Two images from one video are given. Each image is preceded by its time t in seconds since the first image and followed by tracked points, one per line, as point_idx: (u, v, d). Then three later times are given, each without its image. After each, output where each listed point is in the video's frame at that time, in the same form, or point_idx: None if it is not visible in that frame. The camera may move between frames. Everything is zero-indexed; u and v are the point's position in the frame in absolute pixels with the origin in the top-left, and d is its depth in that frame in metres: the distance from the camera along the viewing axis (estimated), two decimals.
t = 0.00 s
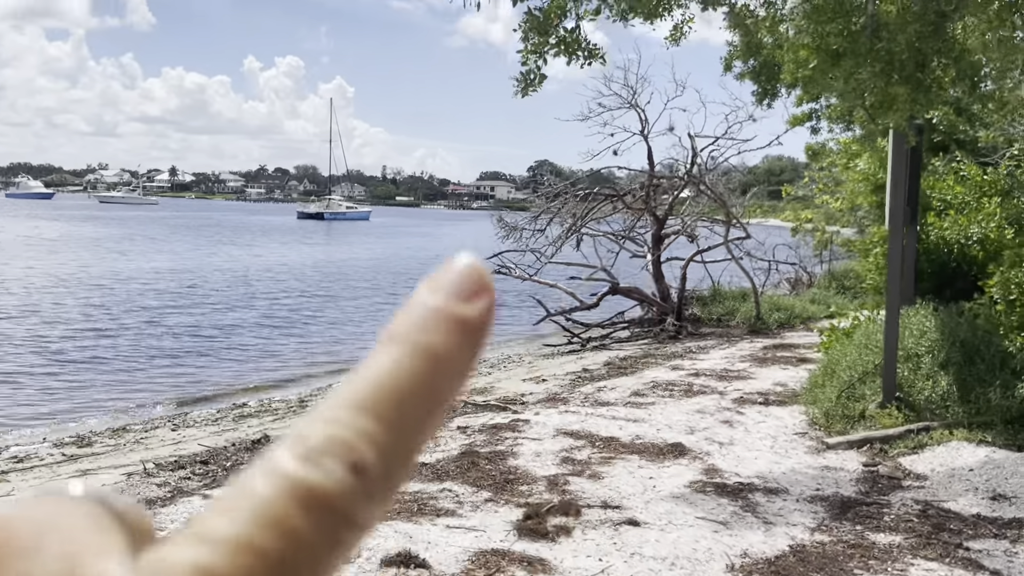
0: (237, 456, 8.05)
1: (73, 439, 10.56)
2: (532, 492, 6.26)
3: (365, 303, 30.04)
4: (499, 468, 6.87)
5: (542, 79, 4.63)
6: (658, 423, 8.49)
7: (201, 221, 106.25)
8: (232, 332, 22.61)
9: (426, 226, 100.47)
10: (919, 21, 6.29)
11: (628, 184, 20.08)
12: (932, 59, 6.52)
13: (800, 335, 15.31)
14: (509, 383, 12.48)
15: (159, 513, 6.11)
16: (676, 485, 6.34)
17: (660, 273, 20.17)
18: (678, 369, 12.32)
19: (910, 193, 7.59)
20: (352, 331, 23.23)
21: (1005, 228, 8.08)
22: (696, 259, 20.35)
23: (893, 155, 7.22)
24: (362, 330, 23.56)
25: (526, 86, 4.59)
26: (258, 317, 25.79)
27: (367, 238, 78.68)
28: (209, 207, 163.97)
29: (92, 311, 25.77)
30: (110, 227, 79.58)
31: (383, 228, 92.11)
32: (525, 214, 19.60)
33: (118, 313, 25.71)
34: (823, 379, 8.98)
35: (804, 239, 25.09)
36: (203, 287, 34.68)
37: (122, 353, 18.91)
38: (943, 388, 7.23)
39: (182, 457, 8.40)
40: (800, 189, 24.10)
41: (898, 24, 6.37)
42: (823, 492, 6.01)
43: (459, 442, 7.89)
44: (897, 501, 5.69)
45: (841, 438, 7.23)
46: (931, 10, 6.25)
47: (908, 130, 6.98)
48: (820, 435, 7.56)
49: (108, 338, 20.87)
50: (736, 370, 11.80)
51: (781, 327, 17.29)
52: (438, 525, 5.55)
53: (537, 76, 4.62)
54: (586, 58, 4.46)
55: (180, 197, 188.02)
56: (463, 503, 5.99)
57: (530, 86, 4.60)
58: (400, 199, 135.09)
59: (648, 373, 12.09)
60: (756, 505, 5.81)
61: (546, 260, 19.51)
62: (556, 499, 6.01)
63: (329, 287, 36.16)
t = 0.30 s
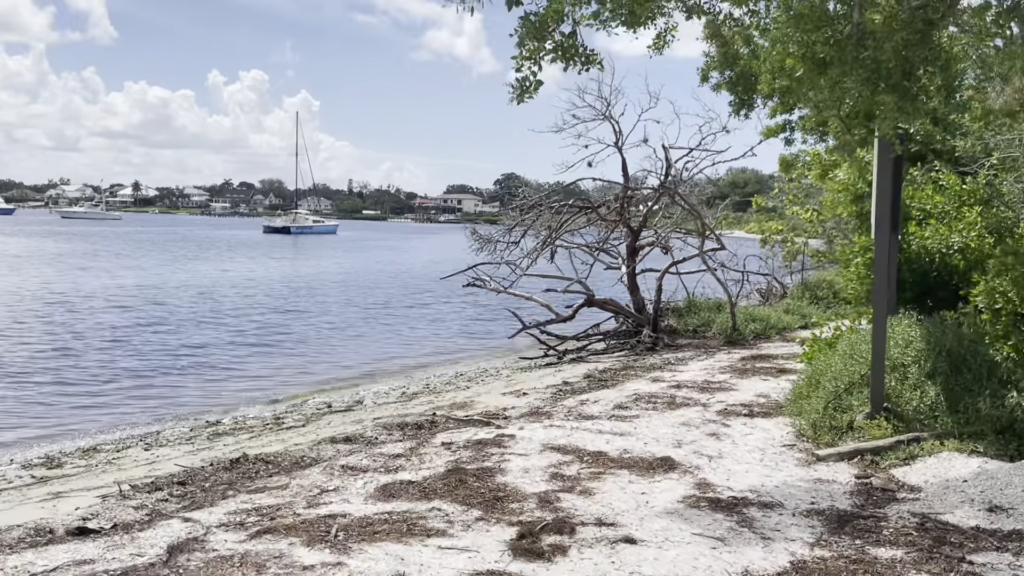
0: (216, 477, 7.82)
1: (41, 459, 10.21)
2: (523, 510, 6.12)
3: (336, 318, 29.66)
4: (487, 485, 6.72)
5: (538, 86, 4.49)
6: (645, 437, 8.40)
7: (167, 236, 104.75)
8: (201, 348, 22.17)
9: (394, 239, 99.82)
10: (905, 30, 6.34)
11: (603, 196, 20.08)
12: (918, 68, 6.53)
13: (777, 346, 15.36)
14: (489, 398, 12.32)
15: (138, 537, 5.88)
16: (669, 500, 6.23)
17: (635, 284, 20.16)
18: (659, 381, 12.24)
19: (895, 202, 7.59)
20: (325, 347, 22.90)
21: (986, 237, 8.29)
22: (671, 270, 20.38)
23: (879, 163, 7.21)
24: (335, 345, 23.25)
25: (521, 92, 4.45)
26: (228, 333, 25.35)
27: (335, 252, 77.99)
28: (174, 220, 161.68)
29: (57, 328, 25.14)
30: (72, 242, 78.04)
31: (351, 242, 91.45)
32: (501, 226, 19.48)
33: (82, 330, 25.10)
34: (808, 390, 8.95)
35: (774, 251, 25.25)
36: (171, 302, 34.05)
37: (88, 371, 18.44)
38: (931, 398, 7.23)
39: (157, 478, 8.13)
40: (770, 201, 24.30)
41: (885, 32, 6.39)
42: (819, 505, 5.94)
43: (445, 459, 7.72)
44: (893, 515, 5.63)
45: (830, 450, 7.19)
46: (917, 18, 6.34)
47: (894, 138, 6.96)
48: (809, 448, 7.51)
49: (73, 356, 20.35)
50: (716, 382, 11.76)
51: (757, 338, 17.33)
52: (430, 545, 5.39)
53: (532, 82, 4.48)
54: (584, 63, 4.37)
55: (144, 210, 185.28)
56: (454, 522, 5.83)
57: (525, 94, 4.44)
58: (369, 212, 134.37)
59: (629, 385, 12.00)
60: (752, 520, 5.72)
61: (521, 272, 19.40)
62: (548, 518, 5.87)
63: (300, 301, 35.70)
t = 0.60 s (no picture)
0: (198, 497, 7.58)
1: (14, 480, 9.89)
2: (519, 529, 5.95)
3: (314, 330, 29.30)
4: (480, 503, 6.55)
5: (541, 92, 4.54)
6: (638, 450, 8.26)
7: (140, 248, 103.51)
8: (177, 362, 21.76)
9: (370, 250, 99.38)
10: (902, 35, 6.33)
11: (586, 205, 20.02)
12: (913, 73, 6.51)
13: (762, 355, 15.32)
14: (475, 411, 12.13)
15: (121, 561, 5.65)
16: (668, 517, 6.08)
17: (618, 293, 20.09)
18: (647, 392, 12.12)
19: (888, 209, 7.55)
20: (304, 360, 22.58)
21: (978, 245, 8.39)
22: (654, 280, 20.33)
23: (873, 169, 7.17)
24: (315, 357, 22.93)
25: (523, 99, 4.48)
26: (205, 346, 24.95)
27: (310, 263, 77.50)
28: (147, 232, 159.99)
29: (28, 344, 24.63)
30: (42, 254, 76.81)
31: (326, 253, 90.92)
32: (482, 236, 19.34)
33: (54, 346, 24.58)
34: (800, 401, 8.87)
35: (754, 259, 25.33)
36: (146, 315, 33.53)
37: (61, 387, 18.02)
38: (928, 409, 7.19)
39: (137, 498, 7.88)
40: (750, 210, 24.41)
41: (882, 37, 6.37)
42: (823, 520, 5.83)
43: (436, 475, 7.53)
44: (899, 529, 5.54)
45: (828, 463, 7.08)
46: (914, 23, 6.32)
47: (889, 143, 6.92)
48: (805, 460, 7.41)
49: (46, 372, 19.89)
50: (705, 392, 11.67)
51: (741, 346, 17.30)
52: (424, 566, 5.24)
53: (534, 89, 4.51)
54: (587, 68, 4.37)
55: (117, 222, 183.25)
56: (449, 543, 5.65)
57: (527, 100, 4.48)
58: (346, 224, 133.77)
59: (617, 397, 11.87)
60: (755, 536, 5.59)
61: (504, 282, 19.25)
62: (546, 536, 5.71)
63: (277, 313, 35.31)
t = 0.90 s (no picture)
0: (188, 512, 7.41)
1: None
2: (518, 543, 5.84)
3: (299, 339, 29.04)
4: (478, 516, 6.44)
5: (543, 97, 4.54)
6: (635, 460, 8.17)
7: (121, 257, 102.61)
8: (161, 373, 21.48)
9: (353, 258, 98.94)
10: (899, 40, 6.37)
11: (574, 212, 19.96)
12: (912, 77, 6.51)
13: (753, 363, 15.30)
14: (467, 420, 12.01)
15: None
16: (670, 530, 5.99)
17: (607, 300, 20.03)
18: (640, 400, 12.04)
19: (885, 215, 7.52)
20: (291, 370, 22.35)
21: (972, 252, 8.39)
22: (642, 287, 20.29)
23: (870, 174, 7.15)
24: (301, 367, 22.72)
25: (526, 104, 4.47)
26: (189, 357, 24.65)
27: (295, 272, 77.08)
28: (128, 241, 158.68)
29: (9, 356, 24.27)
30: (21, 264, 75.92)
31: (309, 261, 90.49)
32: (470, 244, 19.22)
33: (35, 358, 24.22)
34: (796, 408, 8.82)
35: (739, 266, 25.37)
36: (129, 326, 33.15)
37: (43, 400, 17.72)
38: (927, 416, 7.17)
39: (124, 514, 7.69)
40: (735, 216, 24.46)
41: (881, 42, 6.39)
42: (827, 531, 5.76)
43: (430, 488, 7.40)
44: (904, 540, 5.47)
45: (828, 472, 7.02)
46: (911, 28, 6.40)
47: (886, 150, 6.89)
48: (805, 469, 7.35)
49: (27, 385, 19.57)
50: (698, 400, 11.61)
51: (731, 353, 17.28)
52: None
53: (537, 96, 4.51)
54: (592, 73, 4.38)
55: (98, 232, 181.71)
56: (448, 559, 5.53)
57: (530, 105, 4.47)
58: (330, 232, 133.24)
59: (609, 405, 11.78)
60: (759, 548, 5.52)
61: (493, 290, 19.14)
62: (547, 551, 5.60)
63: (262, 323, 35.02)
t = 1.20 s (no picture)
0: (189, 519, 7.37)
1: None
2: (524, 548, 5.83)
3: (293, 344, 28.92)
4: (482, 521, 6.43)
5: (552, 101, 4.55)
6: (636, 464, 8.16)
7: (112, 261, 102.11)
8: (155, 379, 21.36)
9: (345, 262, 98.67)
10: (901, 43, 6.42)
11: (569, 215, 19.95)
12: (913, 80, 6.55)
13: (750, 365, 15.33)
14: (466, 424, 11.98)
15: None
16: (675, 534, 5.98)
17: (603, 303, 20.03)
18: (638, 404, 12.05)
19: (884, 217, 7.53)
20: (286, 374, 22.28)
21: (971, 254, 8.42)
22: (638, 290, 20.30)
23: (871, 177, 7.18)
24: (297, 372, 22.65)
25: (534, 107, 4.48)
26: (183, 362, 24.53)
27: (287, 275, 76.89)
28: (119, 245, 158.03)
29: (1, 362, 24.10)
30: (11, 269, 75.37)
31: (300, 265, 90.24)
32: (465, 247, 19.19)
33: (27, 364, 24.04)
34: (796, 411, 8.83)
35: (732, 269, 25.44)
36: (121, 330, 32.97)
37: (36, 406, 17.61)
38: (928, 419, 7.20)
39: (123, 521, 7.63)
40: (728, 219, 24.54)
41: (882, 44, 6.44)
42: (833, 534, 5.77)
43: (433, 493, 7.38)
44: (909, 542, 5.50)
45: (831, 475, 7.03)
46: (912, 32, 6.47)
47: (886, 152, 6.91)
48: (807, 472, 7.35)
49: (20, 391, 19.43)
50: (697, 403, 11.62)
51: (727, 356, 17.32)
52: None
53: (545, 100, 4.51)
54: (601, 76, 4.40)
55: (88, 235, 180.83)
56: (454, 565, 5.52)
57: (538, 109, 4.49)
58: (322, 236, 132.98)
59: (608, 408, 11.78)
60: (765, 552, 5.52)
61: (488, 293, 19.12)
62: (553, 556, 5.59)
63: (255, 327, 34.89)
